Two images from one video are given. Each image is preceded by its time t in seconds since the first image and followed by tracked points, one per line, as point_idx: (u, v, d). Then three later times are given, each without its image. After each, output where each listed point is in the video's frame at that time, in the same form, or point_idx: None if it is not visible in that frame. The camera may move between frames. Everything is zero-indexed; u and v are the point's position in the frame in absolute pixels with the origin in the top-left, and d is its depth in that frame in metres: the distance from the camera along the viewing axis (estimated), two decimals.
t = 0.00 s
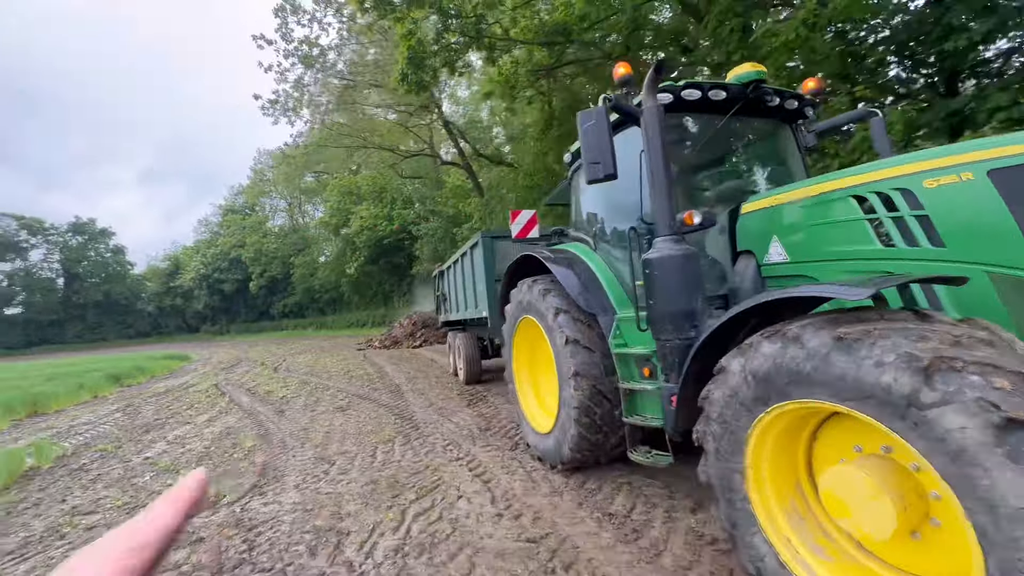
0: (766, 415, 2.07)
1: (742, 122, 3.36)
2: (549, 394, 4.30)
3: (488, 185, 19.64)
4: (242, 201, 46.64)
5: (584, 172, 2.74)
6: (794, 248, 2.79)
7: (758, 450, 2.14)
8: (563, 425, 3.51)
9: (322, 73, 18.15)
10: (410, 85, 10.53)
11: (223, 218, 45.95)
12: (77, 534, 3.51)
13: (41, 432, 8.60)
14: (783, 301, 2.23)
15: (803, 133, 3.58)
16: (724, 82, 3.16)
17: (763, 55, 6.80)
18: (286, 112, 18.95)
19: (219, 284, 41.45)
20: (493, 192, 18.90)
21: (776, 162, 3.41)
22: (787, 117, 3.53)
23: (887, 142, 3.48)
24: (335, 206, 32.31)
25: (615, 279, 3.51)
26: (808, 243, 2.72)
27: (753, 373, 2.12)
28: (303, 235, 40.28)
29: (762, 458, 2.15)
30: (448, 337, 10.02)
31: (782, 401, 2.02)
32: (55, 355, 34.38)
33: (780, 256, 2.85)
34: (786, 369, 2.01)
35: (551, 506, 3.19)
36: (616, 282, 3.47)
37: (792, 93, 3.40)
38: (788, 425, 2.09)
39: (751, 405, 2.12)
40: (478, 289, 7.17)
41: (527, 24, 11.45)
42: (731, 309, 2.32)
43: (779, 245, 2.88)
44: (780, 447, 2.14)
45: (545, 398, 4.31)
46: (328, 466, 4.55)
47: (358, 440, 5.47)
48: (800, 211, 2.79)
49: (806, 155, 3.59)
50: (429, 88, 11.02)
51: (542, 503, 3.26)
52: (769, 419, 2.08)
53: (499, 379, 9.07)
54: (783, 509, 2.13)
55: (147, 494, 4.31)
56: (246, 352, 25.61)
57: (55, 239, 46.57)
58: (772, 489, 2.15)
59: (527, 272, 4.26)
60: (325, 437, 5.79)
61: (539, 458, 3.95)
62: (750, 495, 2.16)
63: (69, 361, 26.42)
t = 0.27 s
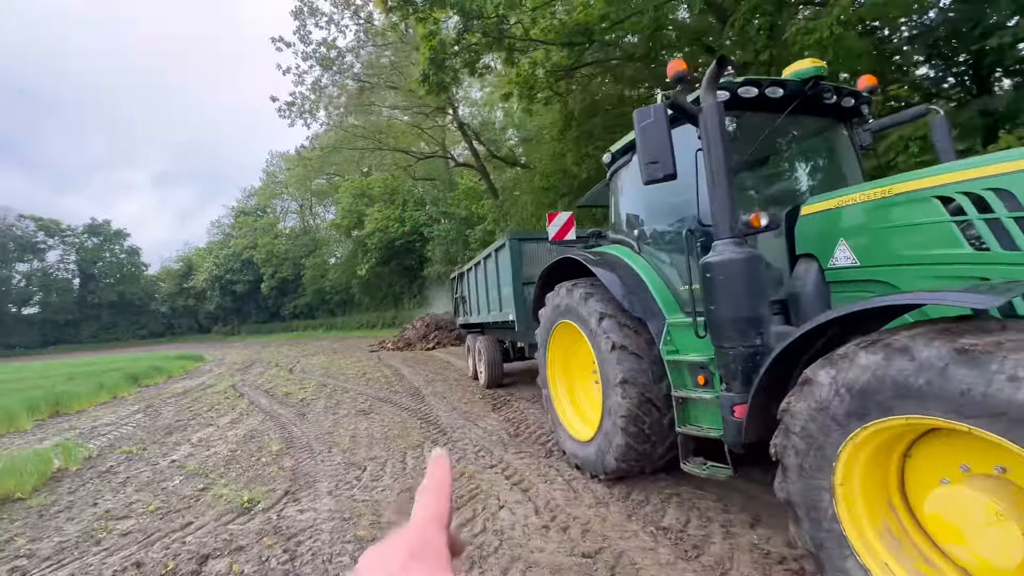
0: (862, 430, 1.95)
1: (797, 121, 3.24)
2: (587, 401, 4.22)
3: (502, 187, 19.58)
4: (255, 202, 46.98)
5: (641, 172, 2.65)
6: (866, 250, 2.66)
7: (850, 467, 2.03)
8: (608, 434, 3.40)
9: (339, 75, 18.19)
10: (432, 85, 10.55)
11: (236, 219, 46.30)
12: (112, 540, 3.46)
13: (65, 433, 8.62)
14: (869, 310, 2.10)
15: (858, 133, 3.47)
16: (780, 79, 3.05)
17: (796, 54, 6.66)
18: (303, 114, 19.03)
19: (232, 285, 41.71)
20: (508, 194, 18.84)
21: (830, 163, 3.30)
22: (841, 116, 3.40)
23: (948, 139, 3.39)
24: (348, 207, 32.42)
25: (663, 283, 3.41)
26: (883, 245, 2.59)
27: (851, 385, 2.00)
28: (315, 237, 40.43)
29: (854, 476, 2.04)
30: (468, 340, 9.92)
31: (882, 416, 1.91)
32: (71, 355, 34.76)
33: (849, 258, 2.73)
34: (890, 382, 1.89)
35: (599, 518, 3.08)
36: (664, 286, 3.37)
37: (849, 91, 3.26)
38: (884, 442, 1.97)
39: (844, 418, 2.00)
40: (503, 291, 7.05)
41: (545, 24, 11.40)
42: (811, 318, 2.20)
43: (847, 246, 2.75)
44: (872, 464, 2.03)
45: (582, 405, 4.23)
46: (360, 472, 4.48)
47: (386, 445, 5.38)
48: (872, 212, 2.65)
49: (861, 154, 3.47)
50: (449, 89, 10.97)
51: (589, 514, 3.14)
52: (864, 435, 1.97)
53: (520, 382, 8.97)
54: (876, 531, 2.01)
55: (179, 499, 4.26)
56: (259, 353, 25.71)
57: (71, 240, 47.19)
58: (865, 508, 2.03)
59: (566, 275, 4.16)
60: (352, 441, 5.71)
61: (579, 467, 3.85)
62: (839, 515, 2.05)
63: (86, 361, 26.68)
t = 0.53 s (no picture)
0: (961, 439, 1.84)
1: (849, 117, 3.14)
2: (620, 406, 4.12)
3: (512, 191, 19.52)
4: (262, 207, 47.16)
5: (695, 168, 2.55)
6: (934, 250, 2.55)
7: (946, 478, 1.93)
8: (649, 440, 3.28)
9: (350, 80, 18.23)
10: (448, 88, 10.53)
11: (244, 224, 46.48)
12: (137, 548, 3.37)
13: (78, 436, 8.57)
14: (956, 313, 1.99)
15: (907, 130, 3.34)
16: (833, 74, 2.95)
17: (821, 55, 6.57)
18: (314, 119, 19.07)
19: (239, 290, 41.78)
20: (518, 198, 18.77)
21: (882, 160, 3.19)
22: (891, 112, 3.30)
23: (1002, 136, 3.31)
24: (356, 212, 32.45)
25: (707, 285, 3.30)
26: (955, 244, 2.48)
27: (948, 390, 1.90)
28: (322, 242, 40.47)
29: (949, 487, 1.93)
30: (483, 345, 9.81)
31: (986, 423, 1.80)
32: (80, 358, 34.87)
33: (914, 258, 2.61)
34: (998, 387, 1.78)
35: (643, 528, 2.96)
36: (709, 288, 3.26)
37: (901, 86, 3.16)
38: (983, 450, 1.87)
39: (939, 426, 1.89)
40: (522, 293, 6.95)
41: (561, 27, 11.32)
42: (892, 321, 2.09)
43: (911, 246, 2.64)
44: (969, 474, 1.92)
45: (616, 411, 4.13)
46: (386, 478, 4.37)
47: (408, 450, 5.27)
48: (941, 210, 2.54)
49: (911, 152, 3.34)
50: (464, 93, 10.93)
51: (632, 524, 3.02)
52: (962, 444, 1.86)
53: (537, 387, 8.85)
54: (973, 545, 1.90)
55: (202, 504, 4.16)
56: (267, 358, 25.68)
57: (81, 244, 47.48)
58: (960, 521, 1.92)
59: (598, 277, 4.06)
60: (373, 446, 5.61)
61: (614, 475, 3.74)
62: (932, 528, 1.93)
63: (94, 364, 26.74)
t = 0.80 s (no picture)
0: None
1: (903, 113, 3.01)
2: (653, 415, 3.98)
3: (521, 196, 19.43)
4: (268, 212, 47.24)
5: (751, 165, 2.44)
6: (1009, 250, 2.41)
7: None
8: (691, 451, 3.14)
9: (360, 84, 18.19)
10: (461, 91, 10.44)
11: (250, 229, 46.55)
12: (158, 562, 3.24)
13: (88, 442, 8.47)
14: None
15: (959, 128, 3.18)
16: (887, 68, 2.84)
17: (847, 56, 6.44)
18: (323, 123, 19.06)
19: (245, 294, 41.76)
20: (527, 203, 18.65)
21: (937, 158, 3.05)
22: (943, 109, 3.16)
23: None
24: (362, 217, 32.42)
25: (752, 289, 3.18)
26: None
27: None
28: (328, 247, 40.45)
29: None
30: (497, 350, 9.68)
31: None
32: (86, 363, 34.87)
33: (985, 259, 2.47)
34: None
35: (691, 544, 2.82)
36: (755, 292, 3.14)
37: (954, 82, 3.04)
38: None
39: None
40: (541, 298, 6.82)
41: (576, 31, 11.24)
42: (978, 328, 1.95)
43: (982, 246, 2.50)
44: None
45: (649, 419, 4.00)
46: (410, 488, 4.24)
47: (430, 458, 5.14)
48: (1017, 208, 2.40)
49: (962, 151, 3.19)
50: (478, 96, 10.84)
51: (677, 539, 2.89)
52: None
53: (552, 394, 8.70)
54: None
55: (222, 515, 4.04)
56: (274, 362, 25.59)
57: (88, 249, 47.64)
58: None
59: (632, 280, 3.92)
60: (392, 454, 5.48)
61: (650, 486, 3.60)
62: None
63: (101, 369, 26.71)
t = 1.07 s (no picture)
0: None
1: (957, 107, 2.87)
2: (684, 424, 3.85)
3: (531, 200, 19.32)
4: (275, 218, 47.35)
5: (806, 159, 2.30)
6: None
7: None
8: (731, 463, 2.98)
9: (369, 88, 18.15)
10: (473, 94, 10.34)
11: (257, 234, 46.65)
12: None
13: (97, 448, 8.37)
14: None
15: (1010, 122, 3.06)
16: (943, 58, 2.67)
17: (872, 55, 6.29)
18: (331, 128, 19.03)
19: (251, 300, 41.82)
20: (535, 208, 18.53)
21: (991, 156, 2.92)
22: (997, 101, 3.00)
23: None
24: (369, 222, 32.39)
25: (796, 291, 3.02)
26: None
27: None
28: (334, 252, 40.44)
29: None
30: (510, 356, 9.51)
31: None
32: (93, 369, 34.92)
33: None
34: None
35: (737, 563, 2.66)
36: (799, 294, 2.98)
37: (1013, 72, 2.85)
38: None
39: None
40: (558, 302, 6.66)
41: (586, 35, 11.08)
42: None
43: None
44: None
45: (679, 429, 3.85)
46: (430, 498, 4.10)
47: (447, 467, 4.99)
48: None
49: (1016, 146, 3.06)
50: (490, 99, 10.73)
51: (721, 557, 2.73)
52: None
53: (567, 400, 8.53)
54: None
55: (236, 526, 3.91)
56: (280, 368, 25.50)
57: (96, 255, 47.94)
58: None
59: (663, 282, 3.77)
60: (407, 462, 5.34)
61: (684, 499, 3.45)
62: None
63: (107, 374, 26.68)
